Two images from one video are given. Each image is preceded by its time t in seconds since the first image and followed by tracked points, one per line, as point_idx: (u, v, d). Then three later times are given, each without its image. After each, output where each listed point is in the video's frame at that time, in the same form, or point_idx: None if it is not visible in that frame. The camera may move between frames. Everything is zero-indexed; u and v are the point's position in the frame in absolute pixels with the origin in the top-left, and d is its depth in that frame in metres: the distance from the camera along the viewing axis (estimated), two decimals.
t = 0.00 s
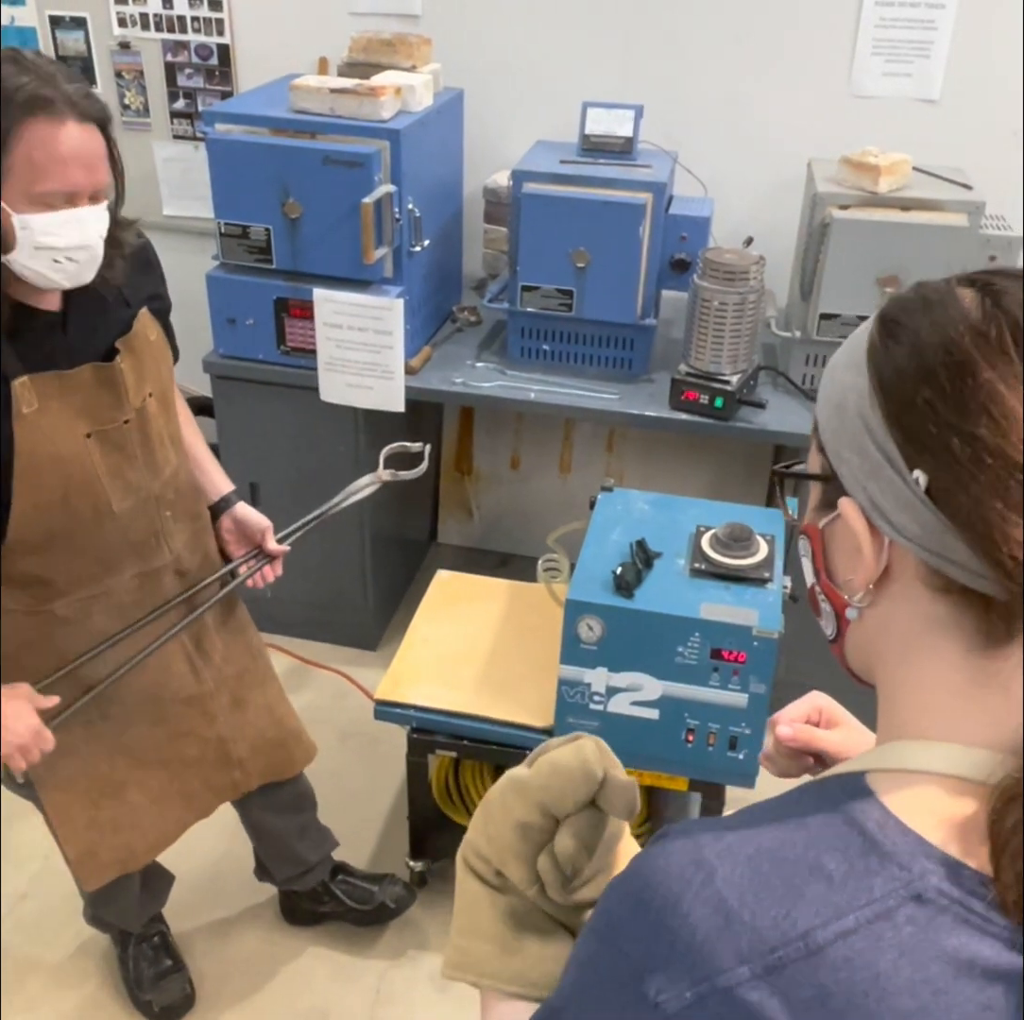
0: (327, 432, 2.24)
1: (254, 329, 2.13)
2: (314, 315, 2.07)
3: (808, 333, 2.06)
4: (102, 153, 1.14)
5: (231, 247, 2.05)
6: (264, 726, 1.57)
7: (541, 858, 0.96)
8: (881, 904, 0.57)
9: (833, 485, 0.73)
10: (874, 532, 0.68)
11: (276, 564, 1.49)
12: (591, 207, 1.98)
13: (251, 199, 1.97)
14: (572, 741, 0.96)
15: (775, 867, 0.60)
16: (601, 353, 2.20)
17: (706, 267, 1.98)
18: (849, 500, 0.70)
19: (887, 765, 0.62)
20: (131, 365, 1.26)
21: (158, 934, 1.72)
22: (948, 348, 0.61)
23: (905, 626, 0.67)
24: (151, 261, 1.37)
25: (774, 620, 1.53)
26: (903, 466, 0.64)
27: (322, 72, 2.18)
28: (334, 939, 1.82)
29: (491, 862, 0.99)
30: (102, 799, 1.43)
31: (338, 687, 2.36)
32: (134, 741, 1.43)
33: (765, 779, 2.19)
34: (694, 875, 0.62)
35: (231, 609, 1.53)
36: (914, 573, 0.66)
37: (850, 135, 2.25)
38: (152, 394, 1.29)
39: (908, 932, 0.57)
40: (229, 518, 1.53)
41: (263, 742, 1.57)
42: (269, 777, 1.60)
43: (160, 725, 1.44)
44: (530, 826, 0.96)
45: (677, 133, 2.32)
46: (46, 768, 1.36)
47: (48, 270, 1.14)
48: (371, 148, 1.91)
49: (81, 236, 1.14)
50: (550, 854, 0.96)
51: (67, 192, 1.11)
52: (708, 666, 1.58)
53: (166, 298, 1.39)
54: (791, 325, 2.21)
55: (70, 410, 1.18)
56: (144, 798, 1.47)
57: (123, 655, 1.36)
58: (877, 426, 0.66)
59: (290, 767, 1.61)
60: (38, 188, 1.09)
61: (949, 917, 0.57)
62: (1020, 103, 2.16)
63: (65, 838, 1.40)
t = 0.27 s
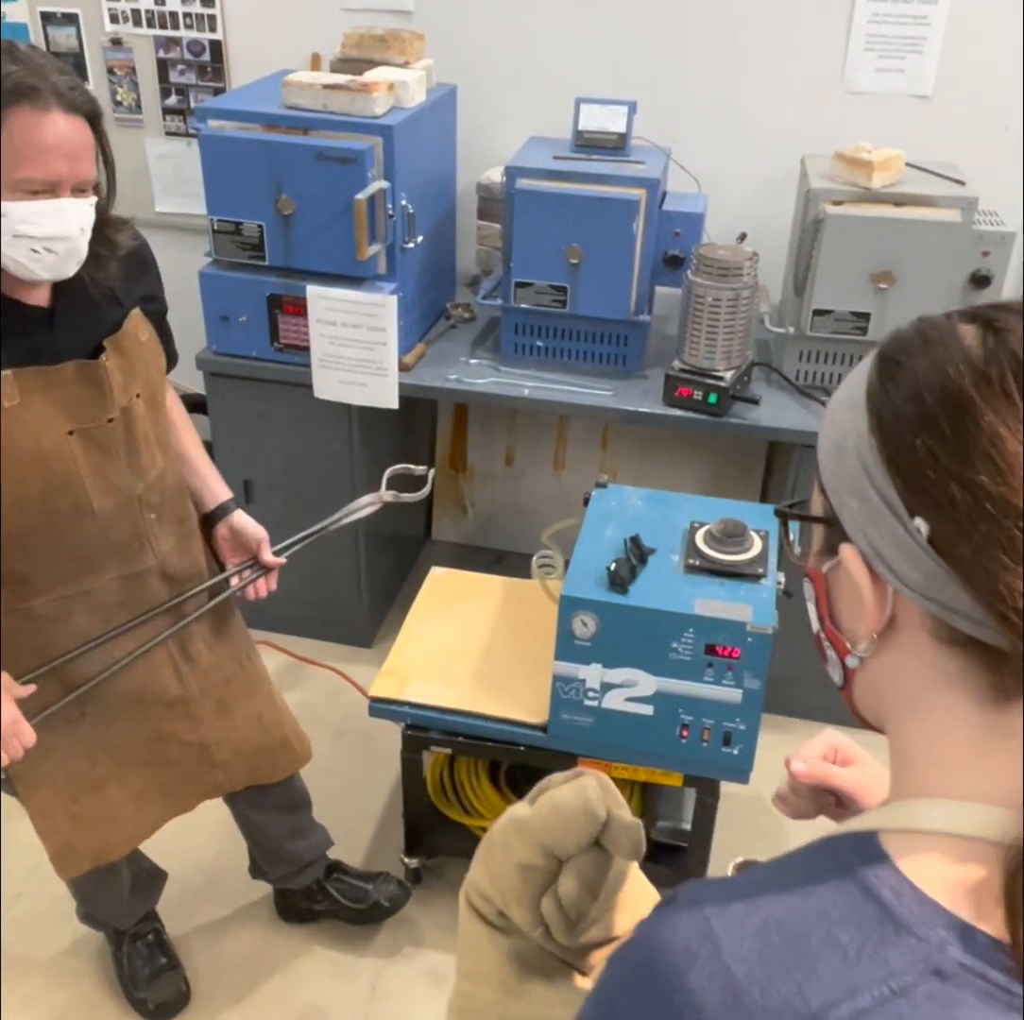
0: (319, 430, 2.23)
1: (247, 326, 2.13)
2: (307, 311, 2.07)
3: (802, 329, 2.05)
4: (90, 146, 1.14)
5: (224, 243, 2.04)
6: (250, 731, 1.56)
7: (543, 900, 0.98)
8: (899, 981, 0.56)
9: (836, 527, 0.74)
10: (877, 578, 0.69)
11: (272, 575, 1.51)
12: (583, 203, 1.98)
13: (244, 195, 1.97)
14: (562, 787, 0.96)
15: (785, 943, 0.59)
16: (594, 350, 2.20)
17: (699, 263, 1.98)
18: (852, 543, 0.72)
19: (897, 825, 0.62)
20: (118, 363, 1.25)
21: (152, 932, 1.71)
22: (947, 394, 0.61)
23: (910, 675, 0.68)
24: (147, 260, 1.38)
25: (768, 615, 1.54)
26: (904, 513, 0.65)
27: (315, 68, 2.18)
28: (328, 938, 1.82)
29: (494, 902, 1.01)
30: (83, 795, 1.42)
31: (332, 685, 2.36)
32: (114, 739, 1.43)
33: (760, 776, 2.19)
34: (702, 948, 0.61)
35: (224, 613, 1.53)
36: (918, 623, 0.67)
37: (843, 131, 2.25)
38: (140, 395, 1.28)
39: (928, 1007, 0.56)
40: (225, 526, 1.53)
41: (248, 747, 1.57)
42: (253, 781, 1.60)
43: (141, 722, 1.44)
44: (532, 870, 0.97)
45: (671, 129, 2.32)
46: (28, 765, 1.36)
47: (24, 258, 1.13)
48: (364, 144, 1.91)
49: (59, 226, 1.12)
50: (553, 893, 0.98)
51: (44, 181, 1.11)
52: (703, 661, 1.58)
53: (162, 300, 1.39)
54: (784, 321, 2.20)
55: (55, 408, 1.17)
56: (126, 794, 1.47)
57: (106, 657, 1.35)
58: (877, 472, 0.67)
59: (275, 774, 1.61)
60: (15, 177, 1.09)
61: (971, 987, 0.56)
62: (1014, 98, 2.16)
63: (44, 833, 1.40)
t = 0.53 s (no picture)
0: (314, 427, 2.23)
1: (241, 322, 2.12)
2: (301, 307, 2.06)
3: (797, 325, 2.05)
4: (89, 149, 1.14)
5: (218, 240, 2.04)
6: (238, 733, 1.56)
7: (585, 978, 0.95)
8: None
9: (911, 576, 0.72)
10: (965, 634, 0.67)
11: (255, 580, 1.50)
12: (577, 198, 1.97)
13: (237, 191, 1.96)
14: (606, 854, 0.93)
15: None
16: (589, 345, 2.20)
17: (693, 259, 1.98)
18: (932, 597, 0.70)
19: (995, 895, 0.62)
20: (104, 362, 1.25)
21: (147, 929, 1.71)
22: None
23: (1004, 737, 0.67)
24: (141, 261, 1.38)
25: (762, 610, 1.54)
26: (1003, 572, 0.63)
27: (308, 64, 2.17)
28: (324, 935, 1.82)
29: (533, 981, 0.98)
30: (69, 794, 1.41)
31: (328, 682, 2.36)
32: (101, 738, 1.42)
33: (756, 772, 2.20)
34: None
35: (214, 614, 1.53)
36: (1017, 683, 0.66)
37: (837, 127, 2.25)
38: (128, 395, 1.28)
39: None
40: (214, 528, 1.54)
41: (236, 750, 1.57)
42: (239, 784, 1.60)
43: (128, 724, 1.44)
44: (574, 944, 0.94)
45: (664, 124, 2.32)
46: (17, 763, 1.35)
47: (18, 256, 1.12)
48: (358, 140, 1.90)
49: (56, 227, 1.12)
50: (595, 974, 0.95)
51: (45, 181, 1.10)
52: (698, 657, 1.58)
53: (154, 300, 1.40)
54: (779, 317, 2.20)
55: (39, 404, 1.17)
56: (111, 793, 1.46)
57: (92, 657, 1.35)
58: (972, 525, 0.64)
59: (263, 777, 1.62)
60: (16, 174, 1.08)
61: None
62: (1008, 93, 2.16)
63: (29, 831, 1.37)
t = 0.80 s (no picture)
0: (308, 423, 2.23)
1: (235, 319, 2.12)
2: (296, 304, 2.06)
3: (792, 321, 2.05)
4: (91, 156, 1.14)
5: (213, 236, 2.03)
6: (225, 733, 1.55)
7: None
8: None
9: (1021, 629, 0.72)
10: None
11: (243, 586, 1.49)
12: (572, 194, 1.97)
13: (233, 188, 1.96)
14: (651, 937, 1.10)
15: None
16: (584, 341, 2.19)
17: (689, 255, 1.98)
18: None
19: None
20: (95, 360, 1.24)
21: (144, 926, 1.72)
22: None
23: None
24: (136, 260, 1.38)
25: (758, 606, 1.54)
26: None
27: (303, 59, 2.17)
28: (319, 932, 1.82)
29: None
30: (53, 795, 1.39)
31: (323, 678, 2.36)
32: (83, 737, 1.40)
33: (752, 769, 2.20)
34: None
35: (204, 613, 1.52)
36: None
37: (833, 122, 2.25)
38: (118, 393, 1.28)
39: None
40: (204, 535, 1.52)
41: (222, 750, 1.56)
42: (226, 785, 1.59)
43: (112, 723, 1.43)
44: None
45: (660, 120, 2.31)
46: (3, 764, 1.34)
47: (16, 260, 1.12)
48: (353, 135, 1.90)
49: (54, 232, 1.12)
50: None
51: (45, 189, 1.10)
52: (693, 653, 1.58)
53: (149, 300, 1.39)
54: (774, 313, 2.20)
55: (28, 401, 1.17)
56: (97, 795, 1.44)
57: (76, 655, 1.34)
58: None
59: (250, 779, 1.61)
60: (15, 180, 1.08)
61: None
62: (1004, 89, 2.15)
63: (16, 835, 1.33)
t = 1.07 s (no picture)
0: (306, 420, 2.22)
1: (234, 316, 2.11)
2: (294, 301, 2.06)
3: (791, 318, 2.05)
4: (87, 144, 1.14)
5: (211, 233, 2.03)
6: (216, 732, 1.55)
7: None
8: None
9: None
10: None
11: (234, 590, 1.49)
12: (571, 190, 1.97)
13: (231, 184, 1.95)
14: (681, 966, 1.38)
15: None
16: (583, 338, 2.19)
17: (688, 252, 1.98)
18: None
19: None
20: (96, 358, 1.24)
21: (140, 923, 1.71)
22: None
23: None
24: (136, 260, 1.37)
25: (756, 604, 1.54)
26: None
27: (302, 55, 2.16)
28: (318, 928, 1.82)
29: None
30: (41, 792, 1.39)
31: (322, 675, 2.35)
32: (73, 735, 1.40)
33: (751, 766, 2.19)
34: None
35: (198, 613, 1.52)
36: None
37: (833, 118, 2.25)
38: (117, 391, 1.28)
39: None
40: (196, 535, 1.52)
41: (213, 749, 1.55)
42: (217, 781, 1.59)
43: (102, 720, 1.43)
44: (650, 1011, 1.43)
45: (659, 117, 2.31)
46: None
47: (15, 246, 1.12)
48: (351, 132, 1.89)
49: (48, 217, 1.12)
50: None
51: (37, 171, 1.10)
52: (691, 651, 1.58)
53: (145, 301, 1.38)
54: (773, 310, 2.20)
55: (28, 398, 1.17)
56: (86, 792, 1.44)
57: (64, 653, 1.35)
58: None
59: (241, 777, 1.60)
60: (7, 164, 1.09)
61: None
62: (1004, 85, 2.15)
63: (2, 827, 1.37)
